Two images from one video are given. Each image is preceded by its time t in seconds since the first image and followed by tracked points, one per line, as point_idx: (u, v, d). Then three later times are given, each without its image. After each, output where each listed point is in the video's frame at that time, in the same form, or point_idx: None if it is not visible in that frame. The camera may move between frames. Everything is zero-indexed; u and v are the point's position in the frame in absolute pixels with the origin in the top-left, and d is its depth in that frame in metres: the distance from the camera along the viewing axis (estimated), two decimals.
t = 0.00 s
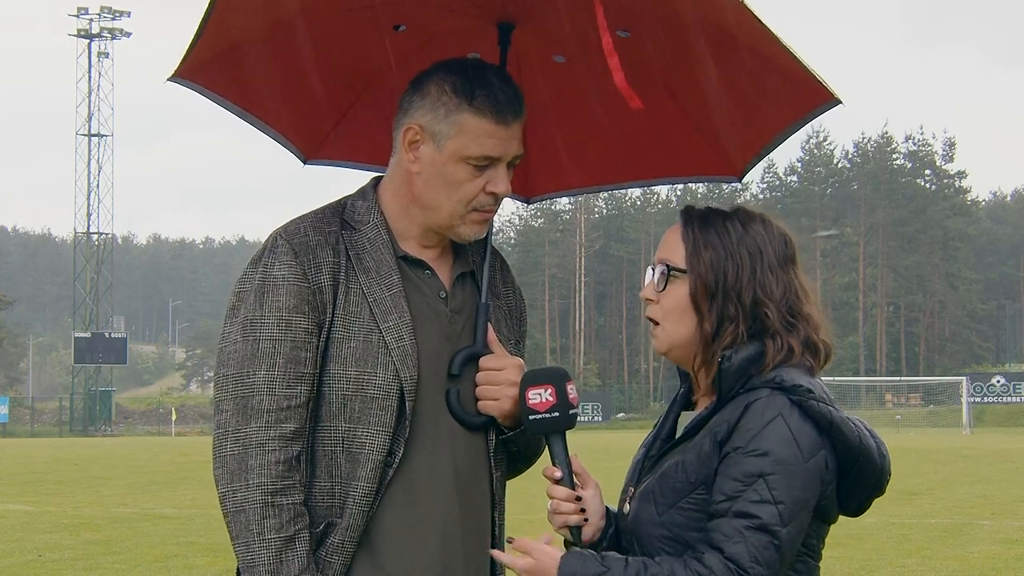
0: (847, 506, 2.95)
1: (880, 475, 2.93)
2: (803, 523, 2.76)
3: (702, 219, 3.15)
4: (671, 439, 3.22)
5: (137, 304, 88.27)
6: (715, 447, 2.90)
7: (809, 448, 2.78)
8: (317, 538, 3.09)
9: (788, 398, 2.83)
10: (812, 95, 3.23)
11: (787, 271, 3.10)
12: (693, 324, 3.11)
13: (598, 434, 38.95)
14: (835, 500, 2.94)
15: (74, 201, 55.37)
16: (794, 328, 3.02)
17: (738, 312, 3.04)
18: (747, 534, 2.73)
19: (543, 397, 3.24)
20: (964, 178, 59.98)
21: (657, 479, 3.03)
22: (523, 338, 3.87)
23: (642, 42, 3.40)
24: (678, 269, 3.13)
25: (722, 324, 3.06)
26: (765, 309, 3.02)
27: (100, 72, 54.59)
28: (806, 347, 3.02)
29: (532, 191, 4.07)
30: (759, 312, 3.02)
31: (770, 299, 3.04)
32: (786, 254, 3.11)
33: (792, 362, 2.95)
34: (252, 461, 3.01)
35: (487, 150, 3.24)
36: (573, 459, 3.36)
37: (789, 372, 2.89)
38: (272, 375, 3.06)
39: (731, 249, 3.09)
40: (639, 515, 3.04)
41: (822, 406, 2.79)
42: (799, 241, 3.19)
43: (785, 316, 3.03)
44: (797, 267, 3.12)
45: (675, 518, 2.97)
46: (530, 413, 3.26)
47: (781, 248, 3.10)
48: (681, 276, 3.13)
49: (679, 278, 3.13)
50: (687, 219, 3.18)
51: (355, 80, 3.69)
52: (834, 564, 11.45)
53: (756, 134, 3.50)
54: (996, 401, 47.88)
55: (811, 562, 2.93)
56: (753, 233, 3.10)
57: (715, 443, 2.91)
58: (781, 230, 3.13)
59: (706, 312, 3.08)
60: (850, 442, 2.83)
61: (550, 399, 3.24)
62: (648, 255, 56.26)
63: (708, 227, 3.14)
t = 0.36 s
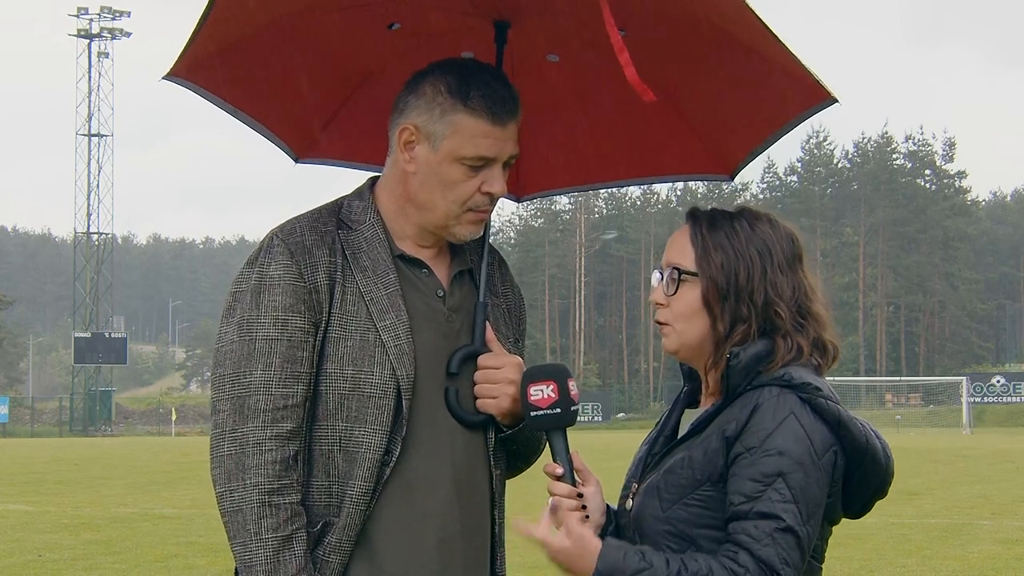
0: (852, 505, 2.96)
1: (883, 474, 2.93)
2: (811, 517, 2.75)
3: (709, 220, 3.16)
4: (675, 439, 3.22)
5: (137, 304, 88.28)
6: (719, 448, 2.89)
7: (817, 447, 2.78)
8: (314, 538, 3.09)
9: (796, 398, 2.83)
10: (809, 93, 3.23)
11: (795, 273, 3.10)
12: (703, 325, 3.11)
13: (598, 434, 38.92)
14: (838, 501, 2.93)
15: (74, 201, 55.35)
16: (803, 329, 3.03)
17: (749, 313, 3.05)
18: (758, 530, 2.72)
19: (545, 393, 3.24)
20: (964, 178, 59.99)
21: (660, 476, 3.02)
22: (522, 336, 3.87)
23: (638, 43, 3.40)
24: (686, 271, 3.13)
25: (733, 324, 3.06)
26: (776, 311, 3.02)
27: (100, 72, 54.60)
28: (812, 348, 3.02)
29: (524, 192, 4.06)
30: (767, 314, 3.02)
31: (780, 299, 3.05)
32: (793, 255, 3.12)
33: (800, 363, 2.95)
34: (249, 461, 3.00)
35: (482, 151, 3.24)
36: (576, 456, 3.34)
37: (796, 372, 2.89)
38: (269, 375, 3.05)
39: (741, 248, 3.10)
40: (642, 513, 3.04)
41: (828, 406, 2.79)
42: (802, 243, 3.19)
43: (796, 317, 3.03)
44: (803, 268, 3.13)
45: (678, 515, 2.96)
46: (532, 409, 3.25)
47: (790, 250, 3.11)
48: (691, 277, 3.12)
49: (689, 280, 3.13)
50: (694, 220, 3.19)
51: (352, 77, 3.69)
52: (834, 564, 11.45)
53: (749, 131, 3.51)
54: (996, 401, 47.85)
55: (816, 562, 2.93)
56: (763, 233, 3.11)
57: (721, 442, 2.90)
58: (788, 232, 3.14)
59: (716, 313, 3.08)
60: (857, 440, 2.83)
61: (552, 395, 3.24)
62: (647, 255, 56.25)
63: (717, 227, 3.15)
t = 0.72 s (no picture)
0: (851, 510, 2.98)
1: (885, 473, 2.95)
2: (814, 518, 2.74)
3: (720, 221, 3.17)
4: (676, 440, 3.24)
5: (136, 304, 88.26)
6: (721, 451, 2.90)
7: (820, 448, 2.77)
8: (313, 537, 3.09)
9: (800, 400, 2.83)
10: (807, 88, 3.22)
11: (804, 276, 3.11)
12: (714, 323, 3.12)
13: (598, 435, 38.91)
14: (840, 501, 2.92)
15: (74, 201, 55.32)
16: (809, 329, 3.03)
17: (757, 314, 3.05)
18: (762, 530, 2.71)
19: (544, 397, 3.24)
20: (964, 178, 60.04)
21: (664, 477, 3.02)
22: (522, 336, 3.88)
23: (634, 43, 3.42)
24: (699, 271, 3.13)
25: (741, 325, 3.07)
26: (783, 312, 3.03)
27: (100, 71, 54.57)
28: (817, 347, 3.02)
29: (520, 192, 4.08)
30: (774, 314, 3.03)
31: (788, 300, 3.05)
32: (802, 256, 3.12)
33: (804, 364, 2.95)
34: (248, 462, 3.00)
35: (480, 150, 3.24)
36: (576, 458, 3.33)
37: (802, 373, 2.89)
38: (266, 374, 3.05)
39: (749, 249, 3.11)
40: (644, 511, 3.04)
41: (834, 407, 2.80)
42: (811, 241, 3.20)
43: (802, 318, 3.04)
44: (812, 271, 3.14)
45: (683, 516, 2.96)
46: (532, 412, 3.25)
47: (799, 252, 3.12)
48: (704, 278, 3.12)
49: (701, 281, 3.13)
50: (701, 222, 3.20)
51: (351, 78, 3.69)
52: (834, 564, 11.44)
53: (743, 129, 3.51)
54: (996, 401, 47.85)
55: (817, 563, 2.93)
56: (771, 233, 3.12)
57: (724, 445, 2.90)
58: (796, 233, 3.15)
59: (727, 314, 3.09)
60: (862, 441, 2.83)
61: (551, 399, 3.24)
62: (647, 255, 56.25)
63: (724, 227, 3.15)
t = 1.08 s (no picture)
0: (852, 512, 2.96)
1: (888, 476, 2.93)
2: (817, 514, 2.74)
3: (718, 222, 3.17)
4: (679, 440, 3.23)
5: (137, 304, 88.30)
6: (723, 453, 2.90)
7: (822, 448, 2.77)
8: (312, 538, 3.09)
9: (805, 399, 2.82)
10: (805, 85, 3.21)
11: (803, 277, 3.11)
12: (716, 325, 3.10)
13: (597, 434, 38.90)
14: (840, 502, 2.91)
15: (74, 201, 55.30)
16: (813, 327, 3.03)
17: (760, 314, 3.05)
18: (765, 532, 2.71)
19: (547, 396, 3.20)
20: (964, 178, 60.07)
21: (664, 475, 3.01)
22: (521, 336, 3.88)
23: (633, 40, 3.41)
24: (701, 272, 3.11)
25: (743, 325, 3.06)
26: (783, 313, 3.03)
27: (100, 72, 54.55)
28: (819, 347, 3.01)
29: (523, 191, 4.07)
30: (774, 314, 3.03)
31: (790, 299, 3.05)
32: (800, 257, 3.12)
33: (808, 363, 2.95)
34: (248, 461, 3.00)
35: (480, 150, 3.24)
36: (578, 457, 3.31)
37: (805, 371, 2.87)
38: (266, 376, 3.05)
39: (749, 248, 3.10)
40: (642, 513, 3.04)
41: (840, 407, 2.77)
42: (808, 242, 3.21)
43: (806, 317, 3.03)
44: (811, 271, 3.13)
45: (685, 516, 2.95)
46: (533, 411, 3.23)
47: (796, 252, 3.13)
48: (705, 279, 3.11)
49: (702, 282, 3.11)
50: (699, 225, 3.19)
51: (351, 78, 3.69)
52: (834, 564, 11.44)
53: (742, 127, 3.52)
54: (996, 401, 47.86)
55: (817, 562, 2.92)
56: (770, 235, 3.12)
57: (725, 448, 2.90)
58: (794, 234, 3.16)
59: (727, 313, 3.08)
60: (864, 445, 2.82)
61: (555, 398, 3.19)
62: (648, 255, 56.27)
63: (725, 228, 3.16)
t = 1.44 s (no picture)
0: (846, 511, 2.98)
1: (881, 477, 2.95)
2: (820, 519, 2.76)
3: (712, 222, 3.17)
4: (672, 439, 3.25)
5: (136, 304, 88.30)
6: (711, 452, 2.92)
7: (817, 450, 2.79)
8: (312, 538, 3.09)
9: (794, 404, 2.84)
10: (805, 87, 3.21)
11: (793, 275, 3.11)
12: (705, 325, 3.11)
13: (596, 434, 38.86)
14: (833, 503, 2.94)
15: (74, 201, 55.28)
16: (801, 325, 3.03)
17: (747, 312, 3.05)
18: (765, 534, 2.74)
19: (539, 395, 3.20)
20: (964, 178, 60.09)
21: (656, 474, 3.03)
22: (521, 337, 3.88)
23: (634, 42, 3.42)
24: (689, 271, 3.13)
25: (726, 325, 3.08)
26: (774, 312, 3.03)
27: (100, 72, 54.50)
28: (812, 347, 3.02)
29: (522, 191, 4.07)
30: (766, 314, 3.03)
31: (779, 296, 3.05)
32: (789, 257, 3.12)
33: (798, 361, 2.96)
34: (249, 462, 3.00)
35: (481, 151, 3.24)
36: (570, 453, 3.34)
37: (799, 369, 2.89)
38: (267, 375, 3.05)
39: (737, 248, 3.11)
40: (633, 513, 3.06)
41: (832, 409, 2.80)
42: (802, 241, 3.21)
43: (794, 317, 3.04)
44: (801, 271, 3.14)
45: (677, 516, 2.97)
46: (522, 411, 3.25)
47: (787, 251, 3.12)
48: (693, 277, 3.12)
49: (690, 280, 3.13)
50: (691, 224, 3.20)
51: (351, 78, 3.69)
52: (834, 564, 11.44)
53: (744, 125, 3.51)
54: (996, 401, 47.84)
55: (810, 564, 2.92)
56: (760, 235, 3.12)
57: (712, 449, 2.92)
58: (786, 233, 3.16)
59: (717, 313, 3.08)
60: (857, 443, 2.84)
61: (548, 397, 3.19)
62: (648, 256, 56.27)
63: (720, 229, 3.15)
